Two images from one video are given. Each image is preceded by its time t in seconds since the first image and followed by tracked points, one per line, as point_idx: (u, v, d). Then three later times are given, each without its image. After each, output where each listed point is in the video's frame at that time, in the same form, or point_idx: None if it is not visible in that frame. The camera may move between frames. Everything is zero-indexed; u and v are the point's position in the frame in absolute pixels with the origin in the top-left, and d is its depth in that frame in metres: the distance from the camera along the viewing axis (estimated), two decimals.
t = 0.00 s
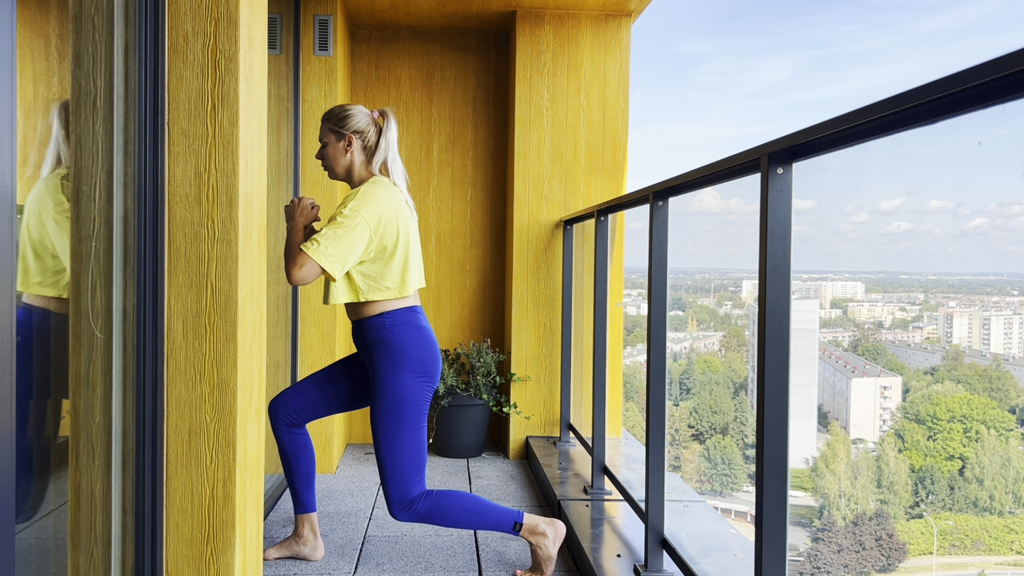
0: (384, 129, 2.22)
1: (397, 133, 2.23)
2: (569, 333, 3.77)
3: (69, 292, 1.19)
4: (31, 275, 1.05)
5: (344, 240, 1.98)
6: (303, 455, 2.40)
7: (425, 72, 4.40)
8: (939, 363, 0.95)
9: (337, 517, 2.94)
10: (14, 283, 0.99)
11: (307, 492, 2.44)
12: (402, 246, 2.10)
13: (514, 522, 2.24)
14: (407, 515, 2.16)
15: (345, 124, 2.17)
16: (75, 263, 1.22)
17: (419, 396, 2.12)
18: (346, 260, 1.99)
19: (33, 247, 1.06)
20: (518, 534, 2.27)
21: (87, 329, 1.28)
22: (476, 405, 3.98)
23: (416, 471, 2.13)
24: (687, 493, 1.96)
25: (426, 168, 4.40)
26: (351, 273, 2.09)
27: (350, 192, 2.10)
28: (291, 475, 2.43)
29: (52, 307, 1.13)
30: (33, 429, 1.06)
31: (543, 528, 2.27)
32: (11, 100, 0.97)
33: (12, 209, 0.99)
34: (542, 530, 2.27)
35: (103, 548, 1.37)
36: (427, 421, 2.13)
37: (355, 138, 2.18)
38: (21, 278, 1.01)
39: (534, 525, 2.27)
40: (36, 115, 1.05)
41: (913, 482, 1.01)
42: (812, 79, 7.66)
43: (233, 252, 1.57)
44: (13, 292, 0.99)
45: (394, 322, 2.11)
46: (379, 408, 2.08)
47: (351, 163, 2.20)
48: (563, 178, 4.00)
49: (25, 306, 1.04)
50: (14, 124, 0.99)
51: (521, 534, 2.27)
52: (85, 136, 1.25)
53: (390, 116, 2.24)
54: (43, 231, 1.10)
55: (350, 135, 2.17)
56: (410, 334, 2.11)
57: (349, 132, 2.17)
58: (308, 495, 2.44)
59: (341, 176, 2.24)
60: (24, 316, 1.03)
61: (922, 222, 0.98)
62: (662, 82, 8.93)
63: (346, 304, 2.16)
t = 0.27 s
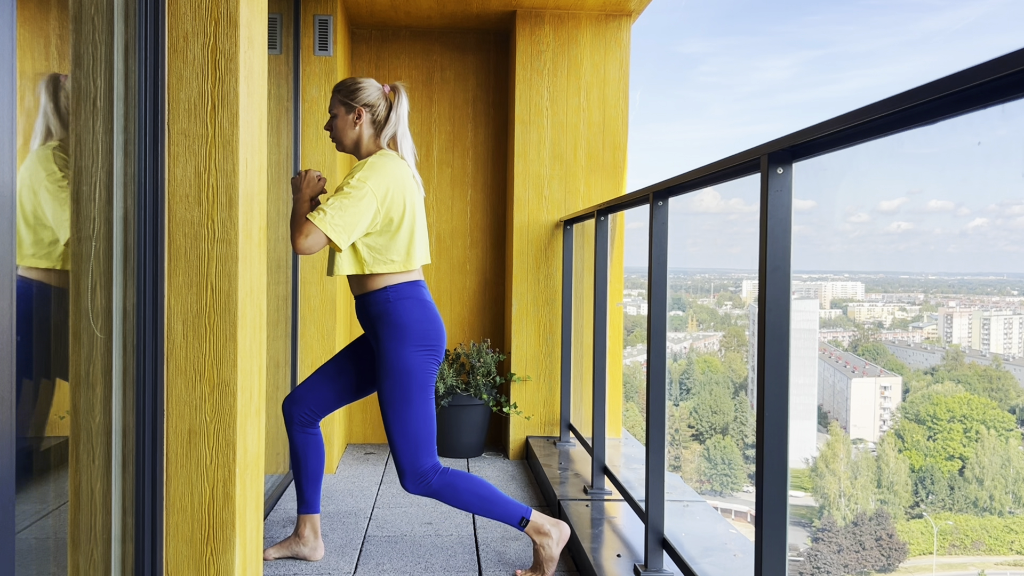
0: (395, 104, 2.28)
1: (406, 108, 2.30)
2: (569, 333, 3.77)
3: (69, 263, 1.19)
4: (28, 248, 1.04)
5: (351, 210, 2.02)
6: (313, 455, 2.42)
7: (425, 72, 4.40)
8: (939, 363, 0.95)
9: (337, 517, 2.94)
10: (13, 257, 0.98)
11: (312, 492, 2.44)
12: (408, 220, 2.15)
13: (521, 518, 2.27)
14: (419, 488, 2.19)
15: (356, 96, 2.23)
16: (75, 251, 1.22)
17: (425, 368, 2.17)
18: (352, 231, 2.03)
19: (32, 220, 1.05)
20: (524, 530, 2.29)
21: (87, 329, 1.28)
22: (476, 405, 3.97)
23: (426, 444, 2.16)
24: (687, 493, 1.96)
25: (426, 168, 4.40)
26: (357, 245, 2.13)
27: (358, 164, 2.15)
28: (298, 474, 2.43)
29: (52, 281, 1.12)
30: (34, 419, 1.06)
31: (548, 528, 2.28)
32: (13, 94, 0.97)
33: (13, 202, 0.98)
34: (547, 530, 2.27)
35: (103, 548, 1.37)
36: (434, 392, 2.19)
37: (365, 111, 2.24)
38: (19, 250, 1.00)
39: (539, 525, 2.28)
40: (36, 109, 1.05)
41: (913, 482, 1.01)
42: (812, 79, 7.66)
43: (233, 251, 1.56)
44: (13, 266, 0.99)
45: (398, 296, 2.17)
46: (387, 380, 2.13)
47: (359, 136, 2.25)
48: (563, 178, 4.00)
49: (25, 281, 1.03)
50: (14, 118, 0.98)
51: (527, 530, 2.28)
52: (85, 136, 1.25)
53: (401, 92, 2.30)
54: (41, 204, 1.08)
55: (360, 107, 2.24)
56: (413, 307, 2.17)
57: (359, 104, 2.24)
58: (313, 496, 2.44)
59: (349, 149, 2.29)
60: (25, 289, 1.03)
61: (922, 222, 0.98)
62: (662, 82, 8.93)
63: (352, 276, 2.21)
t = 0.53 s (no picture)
0: (402, 84, 2.32)
1: (414, 89, 2.33)
2: (569, 332, 3.77)
3: (69, 241, 1.19)
4: (27, 228, 1.03)
5: (356, 187, 2.05)
6: (324, 454, 2.45)
7: (425, 72, 4.40)
8: (939, 363, 0.95)
9: (337, 517, 2.94)
10: (13, 237, 0.98)
11: (318, 492, 2.45)
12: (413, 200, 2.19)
13: (528, 514, 2.27)
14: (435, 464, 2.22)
15: (363, 76, 2.27)
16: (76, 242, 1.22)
17: (431, 346, 2.20)
18: (357, 209, 2.06)
19: (32, 202, 1.05)
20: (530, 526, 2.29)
21: (87, 330, 1.28)
22: (476, 405, 3.97)
23: (438, 421, 2.19)
24: (687, 493, 1.96)
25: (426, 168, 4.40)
26: (361, 224, 2.16)
27: (364, 143, 2.18)
28: (306, 473, 2.45)
29: (52, 261, 1.12)
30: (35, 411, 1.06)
31: (554, 529, 2.28)
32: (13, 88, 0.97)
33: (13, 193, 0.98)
34: (553, 530, 2.27)
35: (103, 547, 1.37)
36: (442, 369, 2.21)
37: (372, 91, 2.28)
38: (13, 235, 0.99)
39: (546, 525, 2.28)
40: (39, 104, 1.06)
41: (913, 482, 1.01)
42: (812, 80, 7.66)
43: (233, 251, 1.56)
44: (13, 249, 0.99)
45: (402, 277, 2.19)
46: (395, 359, 2.16)
47: (367, 116, 2.29)
48: (563, 178, 4.00)
49: (25, 261, 1.03)
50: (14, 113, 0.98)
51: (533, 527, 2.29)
52: (85, 135, 1.25)
53: (408, 72, 2.33)
54: (41, 186, 1.08)
55: (368, 87, 2.27)
56: (417, 288, 2.20)
57: (366, 84, 2.27)
58: (318, 496, 2.45)
59: (357, 129, 2.33)
60: (25, 270, 1.03)
61: (922, 222, 0.98)
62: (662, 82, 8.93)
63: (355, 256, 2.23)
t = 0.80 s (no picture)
0: (409, 74, 2.32)
1: (420, 78, 2.33)
2: (569, 332, 3.76)
3: (70, 231, 1.20)
4: (27, 218, 1.03)
5: (362, 176, 2.06)
6: (333, 455, 2.45)
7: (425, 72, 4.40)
8: (939, 363, 0.95)
9: (337, 517, 2.94)
10: (13, 226, 0.98)
11: (323, 494, 2.45)
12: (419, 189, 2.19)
13: (534, 512, 2.27)
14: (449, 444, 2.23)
15: (370, 65, 2.26)
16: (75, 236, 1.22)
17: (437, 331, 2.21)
18: (363, 198, 2.06)
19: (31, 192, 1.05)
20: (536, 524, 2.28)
21: (87, 329, 1.28)
22: (477, 405, 4.00)
23: (450, 404, 2.20)
24: (687, 493, 1.96)
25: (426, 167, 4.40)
26: (368, 213, 2.16)
27: (372, 132, 2.19)
28: (312, 472, 2.46)
29: (51, 251, 1.12)
30: (35, 406, 1.06)
31: (557, 528, 2.28)
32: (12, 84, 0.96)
33: (12, 187, 0.98)
34: (556, 531, 2.28)
35: (103, 548, 1.37)
36: (450, 353, 2.22)
37: (379, 81, 2.28)
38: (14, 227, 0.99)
39: (549, 525, 2.28)
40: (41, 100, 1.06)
41: (913, 482, 1.01)
42: (812, 79, 7.66)
43: (234, 251, 1.56)
44: (13, 238, 0.98)
45: (405, 264, 2.19)
46: (403, 346, 2.16)
47: (373, 104, 2.29)
48: (563, 178, 4.00)
49: (25, 250, 1.03)
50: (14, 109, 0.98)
51: (538, 526, 2.28)
52: (84, 135, 1.25)
53: (415, 62, 2.33)
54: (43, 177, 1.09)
55: (375, 76, 2.27)
56: (419, 276, 2.20)
57: (373, 73, 2.26)
58: (322, 497, 2.46)
59: (362, 117, 2.33)
60: (25, 258, 1.03)
61: (922, 221, 0.98)
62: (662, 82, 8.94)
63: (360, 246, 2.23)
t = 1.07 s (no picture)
0: (414, 68, 2.32)
1: (426, 73, 2.33)
2: (569, 332, 3.76)
3: (70, 227, 1.19)
4: (26, 213, 1.03)
5: (370, 171, 2.07)
6: (340, 457, 2.45)
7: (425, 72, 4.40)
8: (939, 363, 0.95)
9: (337, 517, 2.94)
10: (13, 221, 0.98)
11: (327, 495, 2.45)
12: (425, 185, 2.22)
13: (536, 509, 2.27)
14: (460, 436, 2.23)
15: (376, 59, 2.27)
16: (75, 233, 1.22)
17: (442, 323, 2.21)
18: (370, 192, 2.08)
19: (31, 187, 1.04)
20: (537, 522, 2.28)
21: (87, 329, 1.28)
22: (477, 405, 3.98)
23: (458, 395, 2.20)
24: (687, 493, 1.96)
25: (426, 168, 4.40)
26: (374, 207, 2.18)
27: (378, 127, 2.20)
28: (318, 473, 2.46)
29: (51, 245, 1.12)
30: (35, 402, 1.06)
31: (559, 529, 2.28)
32: (12, 83, 0.96)
33: (11, 184, 0.97)
34: (557, 531, 2.27)
35: (103, 548, 1.37)
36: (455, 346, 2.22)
37: (385, 74, 2.28)
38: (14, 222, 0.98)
39: (551, 526, 2.27)
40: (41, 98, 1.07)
41: (913, 482, 1.01)
42: (811, 79, 7.66)
43: (234, 252, 1.56)
44: (13, 232, 0.98)
45: (408, 257, 2.20)
46: (408, 339, 2.16)
47: (379, 99, 2.29)
48: (563, 178, 4.00)
49: (25, 243, 1.03)
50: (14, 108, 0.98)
51: (540, 523, 2.27)
52: (85, 135, 1.25)
53: (420, 56, 2.34)
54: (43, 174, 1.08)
55: (380, 70, 2.27)
56: (422, 269, 2.20)
57: (379, 67, 2.27)
58: (325, 498, 2.46)
59: (367, 112, 2.33)
60: (24, 251, 1.03)
61: (922, 222, 0.98)
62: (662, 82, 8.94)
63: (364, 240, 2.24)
